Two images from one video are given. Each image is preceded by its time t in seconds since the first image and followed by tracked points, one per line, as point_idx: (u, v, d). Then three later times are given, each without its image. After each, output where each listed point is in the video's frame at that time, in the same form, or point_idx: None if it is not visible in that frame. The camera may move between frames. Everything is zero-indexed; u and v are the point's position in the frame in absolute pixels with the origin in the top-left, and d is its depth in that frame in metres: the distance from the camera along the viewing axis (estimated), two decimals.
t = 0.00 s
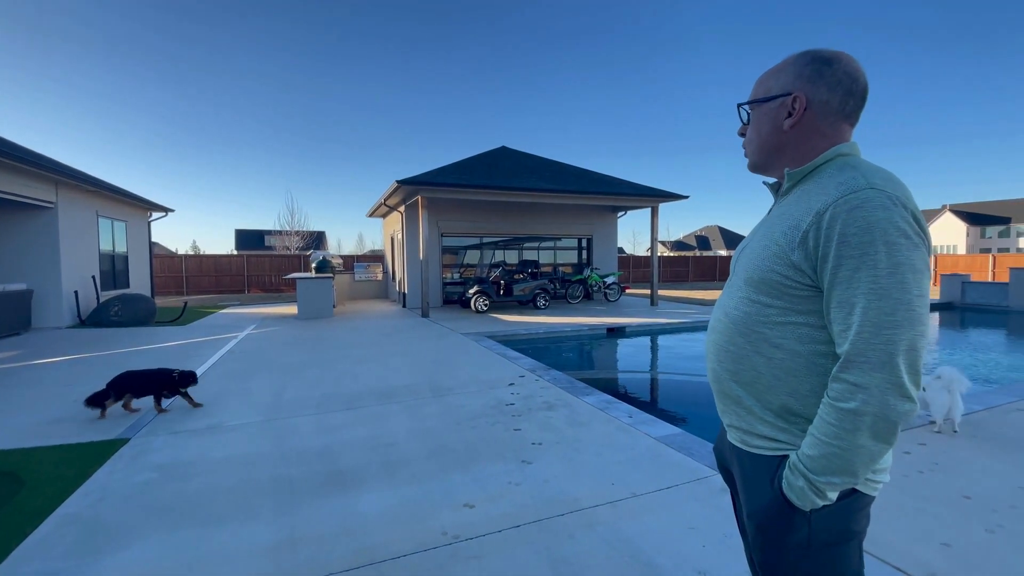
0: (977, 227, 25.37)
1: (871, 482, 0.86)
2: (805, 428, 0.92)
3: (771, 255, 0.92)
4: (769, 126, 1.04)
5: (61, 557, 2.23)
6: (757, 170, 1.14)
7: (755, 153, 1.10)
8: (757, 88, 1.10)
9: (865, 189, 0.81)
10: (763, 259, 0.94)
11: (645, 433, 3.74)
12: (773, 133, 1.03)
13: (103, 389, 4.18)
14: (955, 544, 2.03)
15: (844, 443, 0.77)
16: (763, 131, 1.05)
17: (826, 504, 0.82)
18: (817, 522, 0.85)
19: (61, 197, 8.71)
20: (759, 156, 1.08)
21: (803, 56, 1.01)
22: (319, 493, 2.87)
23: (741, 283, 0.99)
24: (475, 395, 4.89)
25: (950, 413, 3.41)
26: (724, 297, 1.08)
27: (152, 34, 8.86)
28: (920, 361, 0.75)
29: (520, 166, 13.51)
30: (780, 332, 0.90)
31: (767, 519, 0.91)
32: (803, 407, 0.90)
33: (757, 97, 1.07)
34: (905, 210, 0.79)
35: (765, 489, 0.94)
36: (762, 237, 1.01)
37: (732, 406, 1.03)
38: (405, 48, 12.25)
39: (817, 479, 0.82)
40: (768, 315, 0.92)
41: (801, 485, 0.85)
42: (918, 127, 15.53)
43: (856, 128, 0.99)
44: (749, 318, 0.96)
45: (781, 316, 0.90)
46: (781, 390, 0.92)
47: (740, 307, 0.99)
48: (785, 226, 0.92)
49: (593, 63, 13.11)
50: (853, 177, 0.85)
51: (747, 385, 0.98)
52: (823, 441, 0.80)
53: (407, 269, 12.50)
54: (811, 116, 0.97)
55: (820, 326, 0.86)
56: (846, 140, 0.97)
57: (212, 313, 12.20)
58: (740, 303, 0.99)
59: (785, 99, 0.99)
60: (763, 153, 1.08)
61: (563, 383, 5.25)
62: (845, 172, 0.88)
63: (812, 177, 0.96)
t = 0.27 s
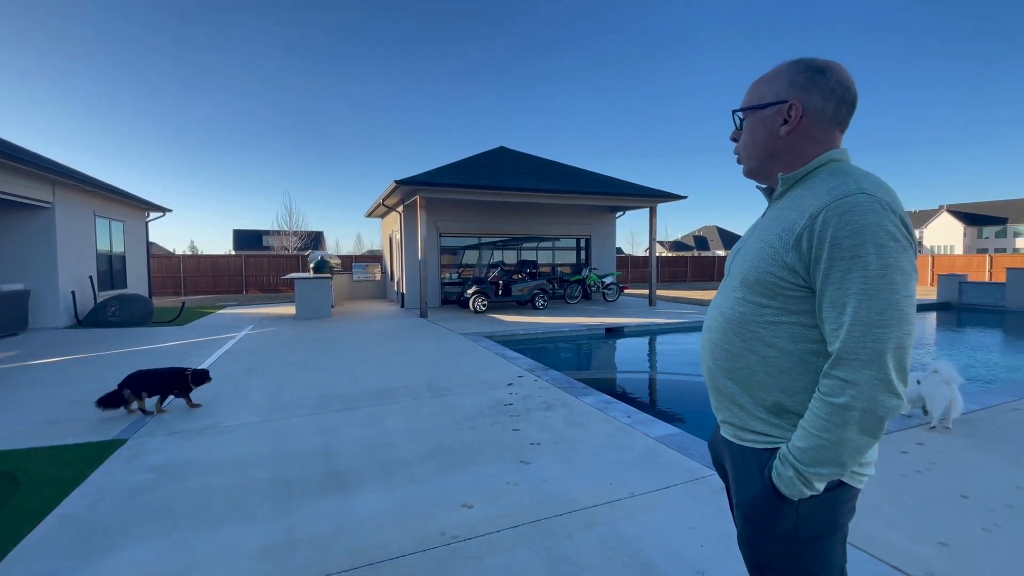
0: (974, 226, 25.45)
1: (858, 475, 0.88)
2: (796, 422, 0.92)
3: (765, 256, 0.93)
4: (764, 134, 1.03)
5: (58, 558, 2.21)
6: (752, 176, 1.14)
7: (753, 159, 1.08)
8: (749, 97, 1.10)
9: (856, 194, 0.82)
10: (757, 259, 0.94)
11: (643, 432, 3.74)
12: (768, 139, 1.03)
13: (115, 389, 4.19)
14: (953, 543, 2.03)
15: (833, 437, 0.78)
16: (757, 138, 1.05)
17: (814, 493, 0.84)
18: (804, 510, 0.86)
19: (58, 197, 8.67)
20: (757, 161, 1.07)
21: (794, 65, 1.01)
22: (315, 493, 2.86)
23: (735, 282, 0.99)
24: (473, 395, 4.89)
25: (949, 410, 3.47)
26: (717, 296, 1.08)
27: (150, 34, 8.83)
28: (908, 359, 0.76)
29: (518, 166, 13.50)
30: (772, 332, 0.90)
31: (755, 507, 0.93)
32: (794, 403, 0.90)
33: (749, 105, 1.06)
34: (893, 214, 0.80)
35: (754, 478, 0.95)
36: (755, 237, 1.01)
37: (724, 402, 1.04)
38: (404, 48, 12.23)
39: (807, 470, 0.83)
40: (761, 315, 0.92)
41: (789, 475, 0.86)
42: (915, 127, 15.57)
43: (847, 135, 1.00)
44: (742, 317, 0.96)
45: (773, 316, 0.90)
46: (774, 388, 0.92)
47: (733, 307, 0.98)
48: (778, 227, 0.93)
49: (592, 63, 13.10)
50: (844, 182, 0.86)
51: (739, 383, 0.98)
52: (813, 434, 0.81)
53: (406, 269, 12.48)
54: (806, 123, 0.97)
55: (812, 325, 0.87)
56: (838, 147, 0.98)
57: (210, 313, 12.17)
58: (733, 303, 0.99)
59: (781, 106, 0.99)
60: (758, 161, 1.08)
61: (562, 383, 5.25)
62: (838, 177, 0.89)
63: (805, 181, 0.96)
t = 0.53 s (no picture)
0: (972, 227, 25.52)
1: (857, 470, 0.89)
2: (798, 419, 0.93)
3: (769, 253, 0.94)
4: (792, 135, 1.00)
5: (55, 559, 2.21)
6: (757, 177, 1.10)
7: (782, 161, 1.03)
8: (762, 89, 1.02)
9: (861, 192, 0.84)
10: (761, 256, 0.95)
11: (642, 432, 3.74)
12: (803, 139, 1.00)
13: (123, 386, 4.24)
14: (952, 543, 2.04)
15: (840, 429, 0.79)
16: (782, 139, 1.01)
17: (818, 487, 0.84)
18: (808, 506, 0.87)
19: (56, 197, 8.66)
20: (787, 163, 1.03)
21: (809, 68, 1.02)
22: (314, 493, 2.86)
23: (738, 281, 1.00)
24: (472, 395, 4.89)
25: (945, 410, 3.48)
26: (716, 295, 1.08)
27: (149, 35, 8.82)
28: (911, 352, 0.78)
29: (517, 166, 13.50)
30: (775, 327, 0.91)
31: (757, 504, 0.92)
32: (797, 399, 0.91)
33: (777, 99, 0.99)
34: (896, 212, 0.83)
35: (756, 474, 0.95)
36: (755, 236, 1.02)
37: (725, 400, 1.04)
38: (402, 48, 12.22)
39: (813, 465, 0.83)
40: (765, 311, 0.93)
41: (795, 469, 0.86)
42: (913, 128, 15.61)
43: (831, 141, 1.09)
44: (745, 314, 0.96)
45: (777, 312, 0.91)
46: (778, 383, 0.92)
47: (736, 304, 0.99)
48: (783, 225, 0.94)
49: (590, 63, 13.10)
50: (848, 182, 0.88)
51: (743, 381, 0.98)
52: (820, 427, 0.81)
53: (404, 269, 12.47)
54: (833, 125, 1.00)
55: (816, 320, 0.87)
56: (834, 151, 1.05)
57: (208, 313, 12.14)
58: (736, 300, 0.99)
59: (821, 106, 0.97)
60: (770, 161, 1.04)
61: (561, 383, 5.26)
62: (839, 178, 0.91)
63: (805, 182, 0.99)
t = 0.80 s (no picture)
0: (970, 227, 25.60)
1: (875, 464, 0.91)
2: (816, 419, 0.93)
3: (784, 252, 0.95)
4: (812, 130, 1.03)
5: (56, 559, 2.21)
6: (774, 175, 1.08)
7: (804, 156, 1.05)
8: (781, 85, 1.06)
9: (875, 191, 0.87)
10: (777, 256, 0.95)
11: (641, 432, 3.76)
12: (818, 136, 1.05)
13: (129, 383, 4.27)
14: (947, 542, 2.05)
15: (868, 426, 0.80)
16: (805, 134, 1.03)
17: (848, 487, 0.84)
18: (833, 507, 0.88)
19: (53, 197, 8.64)
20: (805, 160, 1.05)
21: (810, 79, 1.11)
22: (316, 494, 2.87)
23: (751, 281, 1.01)
24: (471, 395, 4.90)
25: (943, 410, 3.50)
26: (724, 296, 1.09)
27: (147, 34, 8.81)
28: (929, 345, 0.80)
29: (516, 166, 13.50)
30: (794, 326, 0.92)
31: (785, 510, 0.92)
32: (817, 398, 0.91)
33: (805, 96, 1.03)
34: (908, 210, 0.86)
35: (782, 479, 0.95)
36: (763, 235, 1.03)
37: (738, 403, 1.04)
38: (401, 48, 12.21)
39: (842, 464, 0.83)
40: (782, 311, 0.94)
41: (824, 472, 0.86)
42: (911, 128, 15.64)
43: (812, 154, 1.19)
44: (762, 314, 0.97)
45: (795, 311, 0.92)
46: (797, 382, 0.93)
47: (750, 304, 1.00)
48: (796, 224, 0.95)
49: (589, 63, 13.11)
50: (859, 181, 0.91)
51: (760, 381, 0.99)
52: (848, 426, 0.82)
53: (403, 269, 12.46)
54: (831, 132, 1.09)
55: (833, 318, 0.89)
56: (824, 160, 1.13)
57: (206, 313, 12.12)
58: (750, 301, 1.00)
59: (829, 110, 1.06)
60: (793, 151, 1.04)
61: (560, 383, 5.27)
62: (848, 178, 0.94)
63: (812, 182, 1.01)
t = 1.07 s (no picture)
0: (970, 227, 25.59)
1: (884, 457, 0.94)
2: (831, 419, 0.93)
3: (798, 252, 0.94)
4: (804, 129, 1.03)
5: (48, 560, 2.20)
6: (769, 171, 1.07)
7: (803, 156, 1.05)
8: (784, 82, 1.05)
9: (886, 191, 0.89)
10: (791, 257, 0.94)
11: (640, 432, 3.76)
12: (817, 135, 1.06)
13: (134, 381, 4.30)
14: (947, 541, 2.05)
15: (894, 423, 0.81)
16: (804, 132, 1.03)
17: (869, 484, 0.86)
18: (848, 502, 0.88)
19: (50, 196, 8.62)
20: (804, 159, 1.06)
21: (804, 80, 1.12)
22: (313, 494, 2.86)
23: (760, 282, 0.99)
24: (470, 395, 4.89)
25: (941, 410, 3.49)
26: (728, 299, 1.07)
27: (144, 33, 8.74)
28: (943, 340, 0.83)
29: (515, 165, 13.49)
30: (812, 327, 0.91)
31: (800, 510, 0.92)
32: (832, 398, 0.92)
33: (801, 93, 1.03)
34: (913, 210, 0.89)
35: (795, 479, 0.94)
36: (769, 234, 1.02)
37: (749, 408, 1.02)
38: (399, 48, 12.20)
39: (865, 463, 0.84)
40: (798, 312, 0.92)
41: (848, 472, 0.86)
42: (910, 126, 15.65)
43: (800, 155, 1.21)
44: (776, 316, 0.95)
45: (811, 313, 0.91)
46: (815, 383, 0.92)
47: (760, 306, 0.98)
48: (809, 223, 0.95)
49: (587, 62, 13.11)
50: (867, 181, 0.93)
51: (774, 385, 0.97)
52: (875, 425, 0.82)
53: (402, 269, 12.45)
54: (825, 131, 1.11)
55: (847, 317, 0.89)
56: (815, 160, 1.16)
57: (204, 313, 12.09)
58: (762, 303, 0.98)
59: (825, 110, 1.07)
60: (777, 148, 1.04)
61: (558, 383, 5.26)
62: (853, 177, 0.96)
63: (813, 181, 1.01)
